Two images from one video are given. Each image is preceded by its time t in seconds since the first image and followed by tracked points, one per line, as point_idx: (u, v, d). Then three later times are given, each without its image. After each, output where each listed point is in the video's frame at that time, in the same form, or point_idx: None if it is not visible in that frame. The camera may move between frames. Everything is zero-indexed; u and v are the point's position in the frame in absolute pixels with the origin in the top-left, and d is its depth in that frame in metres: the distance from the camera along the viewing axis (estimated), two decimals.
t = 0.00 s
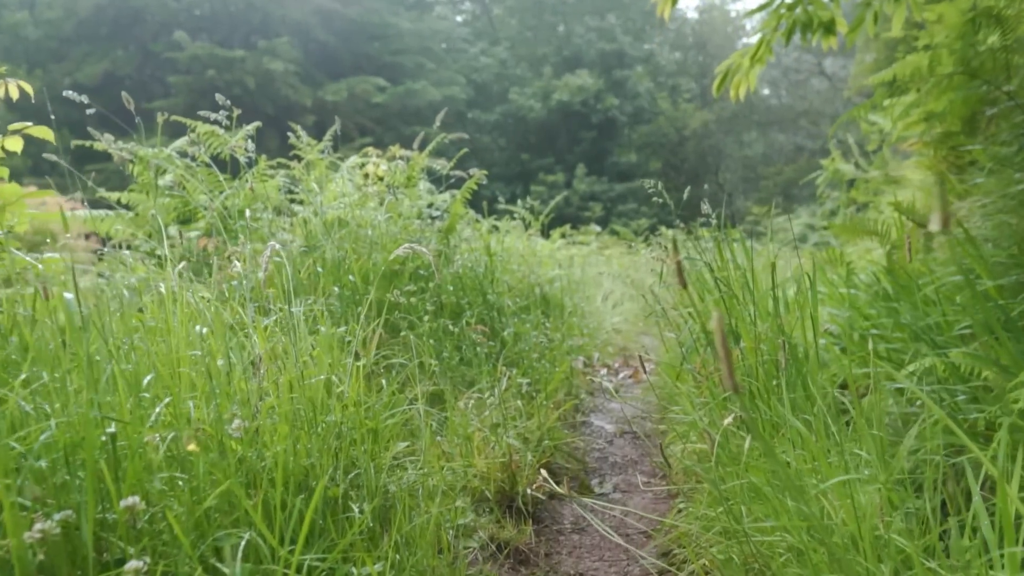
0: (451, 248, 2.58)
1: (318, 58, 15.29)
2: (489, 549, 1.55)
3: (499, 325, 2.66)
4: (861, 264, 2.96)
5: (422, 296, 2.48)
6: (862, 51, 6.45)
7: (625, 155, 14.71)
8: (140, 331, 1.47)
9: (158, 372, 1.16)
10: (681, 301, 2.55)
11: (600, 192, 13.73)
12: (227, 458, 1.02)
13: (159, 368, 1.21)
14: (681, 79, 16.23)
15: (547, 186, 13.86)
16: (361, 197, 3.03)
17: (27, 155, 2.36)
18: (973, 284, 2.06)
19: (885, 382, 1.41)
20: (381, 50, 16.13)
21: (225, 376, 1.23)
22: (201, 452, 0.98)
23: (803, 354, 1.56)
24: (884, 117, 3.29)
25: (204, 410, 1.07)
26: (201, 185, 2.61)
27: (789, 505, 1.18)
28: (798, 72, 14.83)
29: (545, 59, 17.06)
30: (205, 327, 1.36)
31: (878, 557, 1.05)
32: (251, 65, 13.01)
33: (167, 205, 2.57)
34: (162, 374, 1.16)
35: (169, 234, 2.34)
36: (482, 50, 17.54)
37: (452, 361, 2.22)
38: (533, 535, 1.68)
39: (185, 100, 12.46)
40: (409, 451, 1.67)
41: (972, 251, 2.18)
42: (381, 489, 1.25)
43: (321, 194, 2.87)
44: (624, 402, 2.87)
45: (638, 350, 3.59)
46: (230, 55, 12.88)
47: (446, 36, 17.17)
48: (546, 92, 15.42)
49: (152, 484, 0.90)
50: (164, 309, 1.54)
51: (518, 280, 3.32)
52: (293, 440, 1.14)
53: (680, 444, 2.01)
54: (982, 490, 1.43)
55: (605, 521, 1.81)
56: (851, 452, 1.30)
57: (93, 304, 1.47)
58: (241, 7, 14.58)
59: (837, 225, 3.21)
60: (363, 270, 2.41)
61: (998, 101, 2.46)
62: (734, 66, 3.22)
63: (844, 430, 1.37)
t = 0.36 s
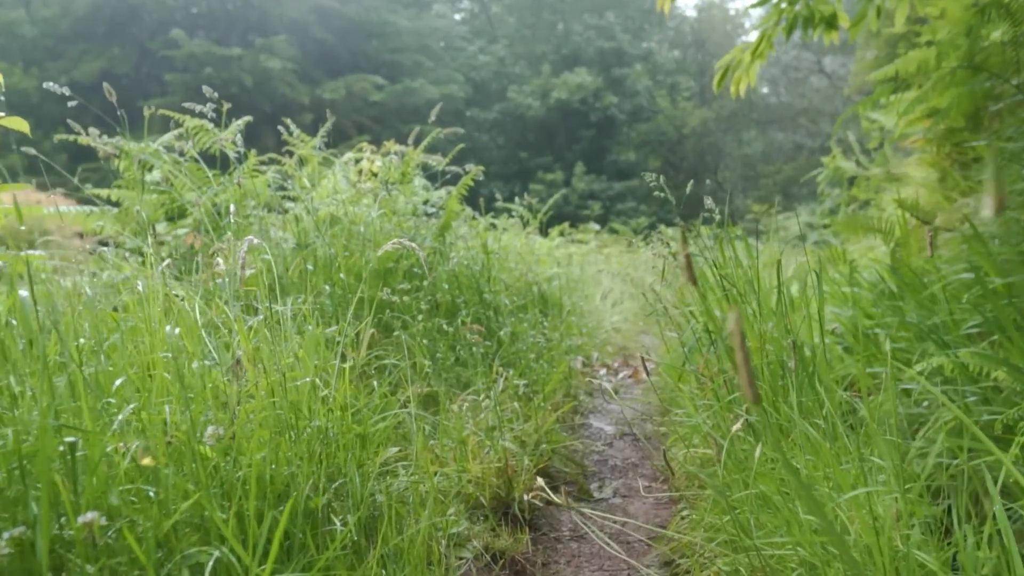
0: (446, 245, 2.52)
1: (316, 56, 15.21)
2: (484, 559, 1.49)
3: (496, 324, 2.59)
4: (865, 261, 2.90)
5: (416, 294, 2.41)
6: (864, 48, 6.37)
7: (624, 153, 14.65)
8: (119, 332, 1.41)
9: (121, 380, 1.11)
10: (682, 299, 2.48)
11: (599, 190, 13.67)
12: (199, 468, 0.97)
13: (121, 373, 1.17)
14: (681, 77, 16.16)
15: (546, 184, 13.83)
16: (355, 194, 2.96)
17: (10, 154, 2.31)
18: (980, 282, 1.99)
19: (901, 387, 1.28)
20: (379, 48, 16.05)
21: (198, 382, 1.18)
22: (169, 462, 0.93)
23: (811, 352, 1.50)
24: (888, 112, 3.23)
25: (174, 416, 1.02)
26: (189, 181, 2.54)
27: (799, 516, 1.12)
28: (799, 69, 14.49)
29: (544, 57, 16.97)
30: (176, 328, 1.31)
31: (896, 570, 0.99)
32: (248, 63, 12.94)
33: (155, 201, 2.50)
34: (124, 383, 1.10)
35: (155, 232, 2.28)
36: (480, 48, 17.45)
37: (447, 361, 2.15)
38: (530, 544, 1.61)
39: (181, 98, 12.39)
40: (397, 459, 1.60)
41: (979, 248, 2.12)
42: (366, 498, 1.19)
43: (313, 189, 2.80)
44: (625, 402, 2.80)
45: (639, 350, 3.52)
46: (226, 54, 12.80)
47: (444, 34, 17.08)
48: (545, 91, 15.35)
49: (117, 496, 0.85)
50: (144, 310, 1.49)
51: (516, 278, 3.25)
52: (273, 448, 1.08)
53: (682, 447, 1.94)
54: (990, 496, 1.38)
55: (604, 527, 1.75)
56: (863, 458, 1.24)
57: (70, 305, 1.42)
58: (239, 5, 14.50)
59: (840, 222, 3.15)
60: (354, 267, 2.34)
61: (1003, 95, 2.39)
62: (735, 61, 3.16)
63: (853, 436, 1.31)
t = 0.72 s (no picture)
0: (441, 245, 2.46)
1: (315, 56, 15.14)
2: (479, 572, 1.44)
3: (493, 324, 2.53)
4: (869, 261, 2.84)
5: (411, 295, 2.35)
6: (865, 48, 6.31)
7: (624, 153, 14.59)
8: (98, 335, 1.36)
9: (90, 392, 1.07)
10: (684, 299, 2.42)
11: (598, 190, 13.62)
12: (173, 480, 0.93)
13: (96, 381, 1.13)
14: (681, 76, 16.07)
15: (547, 184, 13.87)
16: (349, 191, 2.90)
17: None
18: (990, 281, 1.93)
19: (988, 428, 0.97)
20: (378, 48, 15.97)
21: (178, 392, 1.14)
22: (139, 474, 0.89)
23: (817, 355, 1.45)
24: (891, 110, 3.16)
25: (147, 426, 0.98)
26: (180, 179, 2.49)
27: (812, 528, 1.06)
28: (799, 68, 14.11)
29: (544, 57, 16.88)
30: (154, 331, 1.26)
31: None
32: (247, 63, 12.86)
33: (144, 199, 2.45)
34: (94, 395, 1.06)
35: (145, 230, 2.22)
36: (479, 48, 17.37)
37: (443, 362, 2.09)
38: (528, 555, 1.55)
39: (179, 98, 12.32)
40: (389, 466, 1.55)
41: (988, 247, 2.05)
42: (355, 512, 1.14)
43: (306, 188, 2.74)
44: (625, 403, 2.74)
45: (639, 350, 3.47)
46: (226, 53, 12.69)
47: (443, 33, 16.98)
48: (545, 91, 15.29)
49: (79, 511, 0.82)
50: (125, 311, 1.43)
51: (514, 278, 3.19)
52: (252, 458, 1.04)
53: (685, 452, 1.88)
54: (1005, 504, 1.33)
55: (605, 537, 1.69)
56: (874, 466, 1.20)
57: (48, 307, 1.36)
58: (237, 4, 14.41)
59: (844, 221, 3.09)
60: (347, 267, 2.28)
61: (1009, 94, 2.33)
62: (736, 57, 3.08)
63: (861, 442, 1.27)
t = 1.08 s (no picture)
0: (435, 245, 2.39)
1: (314, 55, 15.05)
2: None
3: (490, 326, 2.46)
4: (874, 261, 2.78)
5: (404, 296, 2.29)
6: (869, 46, 6.21)
7: (624, 153, 14.51)
8: (71, 341, 1.30)
9: (54, 406, 1.02)
10: (686, 300, 2.35)
11: (598, 189, 13.55)
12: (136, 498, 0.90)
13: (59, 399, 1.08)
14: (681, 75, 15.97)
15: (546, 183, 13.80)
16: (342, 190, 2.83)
17: None
18: (1000, 282, 1.86)
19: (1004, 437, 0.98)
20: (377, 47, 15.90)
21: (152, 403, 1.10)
22: (97, 495, 0.87)
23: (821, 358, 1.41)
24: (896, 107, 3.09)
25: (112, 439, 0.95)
26: (167, 177, 2.42)
27: (828, 552, 1.01)
28: (799, 68, 13.85)
29: (543, 57, 16.67)
30: (123, 338, 1.20)
31: None
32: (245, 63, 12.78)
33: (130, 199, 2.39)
34: (61, 408, 1.03)
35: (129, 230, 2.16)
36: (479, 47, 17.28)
37: (437, 366, 2.02)
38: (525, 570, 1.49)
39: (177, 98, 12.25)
40: (379, 475, 1.49)
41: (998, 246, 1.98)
42: (337, 527, 1.10)
43: (298, 186, 2.68)
44: (626, 406, 2.68)
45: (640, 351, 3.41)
46: (224, 53, 12.59)
47: (442, 33, 16.90)
48: (545, 90, 15.21)
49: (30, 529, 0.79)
50: (101, 314, 1.37)
51: (512, 279, 3.12)
52: (225, 473, 1.00)
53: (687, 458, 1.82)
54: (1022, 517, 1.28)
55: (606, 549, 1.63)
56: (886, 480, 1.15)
57: (19, 310, 1.30)
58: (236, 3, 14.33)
59: (848, 220, 3.03)
60: (338, 267, 2.21)
61: (1017, 91, 2.26)
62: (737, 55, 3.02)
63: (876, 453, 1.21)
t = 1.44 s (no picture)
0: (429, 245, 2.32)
1: (313, 55, 14.99)
2: None
3: (486, 329, 2.40)
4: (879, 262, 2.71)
5: (397, 298, 2.22)
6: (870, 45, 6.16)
7: (624, 153, 14.45)
8: (39, 346, 1.23)
9: (18, 417, 0.98)
10: (687, 302, 2.28)
11: (598, 190, 13.47)
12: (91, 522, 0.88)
13: (27, 407, 1.04)
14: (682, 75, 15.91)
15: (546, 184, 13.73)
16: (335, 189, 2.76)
17: None
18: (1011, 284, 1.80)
19: None
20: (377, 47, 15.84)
21: (120, 414, 1.05)
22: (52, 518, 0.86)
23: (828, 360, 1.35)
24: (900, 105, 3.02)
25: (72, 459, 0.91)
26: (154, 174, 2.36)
27: None
28: (801, 68, 13.84)
29: (544, 57, 16.66)
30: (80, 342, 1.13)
31: None
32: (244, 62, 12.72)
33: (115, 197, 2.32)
34: (26, 420, 0.99)
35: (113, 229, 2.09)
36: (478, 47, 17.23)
37: (430, 369, 1.96)
38: None
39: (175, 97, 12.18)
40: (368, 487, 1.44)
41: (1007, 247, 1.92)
42: (313, 552, 1.06)
43: (290, 185, 2.61)
44: (626, 410, 2.61)
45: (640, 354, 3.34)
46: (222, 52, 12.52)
47: (442, 33, 16.85)
48: (545, 90, 15.15)
49: None
50: (73, 317, 1.30)
51: (510, 281, 3.05)
52: (193, 492, 0.97)
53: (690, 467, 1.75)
54: None
55: (605, 563, 1.56)
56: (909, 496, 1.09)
57: None
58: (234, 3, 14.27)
59: (852, 220, 2.96)
60: (329, 268, 2.14)
61: None
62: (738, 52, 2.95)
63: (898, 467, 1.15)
